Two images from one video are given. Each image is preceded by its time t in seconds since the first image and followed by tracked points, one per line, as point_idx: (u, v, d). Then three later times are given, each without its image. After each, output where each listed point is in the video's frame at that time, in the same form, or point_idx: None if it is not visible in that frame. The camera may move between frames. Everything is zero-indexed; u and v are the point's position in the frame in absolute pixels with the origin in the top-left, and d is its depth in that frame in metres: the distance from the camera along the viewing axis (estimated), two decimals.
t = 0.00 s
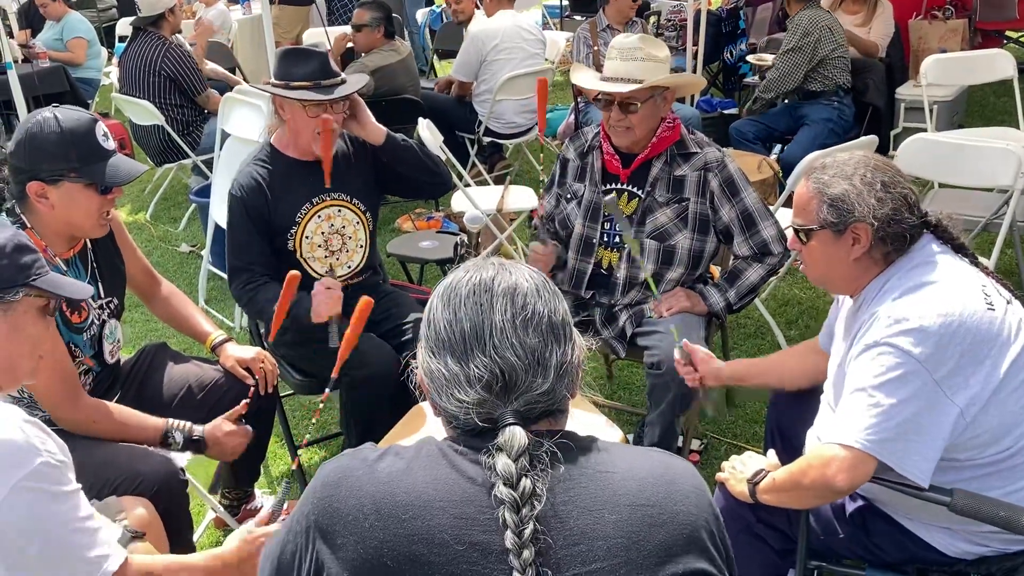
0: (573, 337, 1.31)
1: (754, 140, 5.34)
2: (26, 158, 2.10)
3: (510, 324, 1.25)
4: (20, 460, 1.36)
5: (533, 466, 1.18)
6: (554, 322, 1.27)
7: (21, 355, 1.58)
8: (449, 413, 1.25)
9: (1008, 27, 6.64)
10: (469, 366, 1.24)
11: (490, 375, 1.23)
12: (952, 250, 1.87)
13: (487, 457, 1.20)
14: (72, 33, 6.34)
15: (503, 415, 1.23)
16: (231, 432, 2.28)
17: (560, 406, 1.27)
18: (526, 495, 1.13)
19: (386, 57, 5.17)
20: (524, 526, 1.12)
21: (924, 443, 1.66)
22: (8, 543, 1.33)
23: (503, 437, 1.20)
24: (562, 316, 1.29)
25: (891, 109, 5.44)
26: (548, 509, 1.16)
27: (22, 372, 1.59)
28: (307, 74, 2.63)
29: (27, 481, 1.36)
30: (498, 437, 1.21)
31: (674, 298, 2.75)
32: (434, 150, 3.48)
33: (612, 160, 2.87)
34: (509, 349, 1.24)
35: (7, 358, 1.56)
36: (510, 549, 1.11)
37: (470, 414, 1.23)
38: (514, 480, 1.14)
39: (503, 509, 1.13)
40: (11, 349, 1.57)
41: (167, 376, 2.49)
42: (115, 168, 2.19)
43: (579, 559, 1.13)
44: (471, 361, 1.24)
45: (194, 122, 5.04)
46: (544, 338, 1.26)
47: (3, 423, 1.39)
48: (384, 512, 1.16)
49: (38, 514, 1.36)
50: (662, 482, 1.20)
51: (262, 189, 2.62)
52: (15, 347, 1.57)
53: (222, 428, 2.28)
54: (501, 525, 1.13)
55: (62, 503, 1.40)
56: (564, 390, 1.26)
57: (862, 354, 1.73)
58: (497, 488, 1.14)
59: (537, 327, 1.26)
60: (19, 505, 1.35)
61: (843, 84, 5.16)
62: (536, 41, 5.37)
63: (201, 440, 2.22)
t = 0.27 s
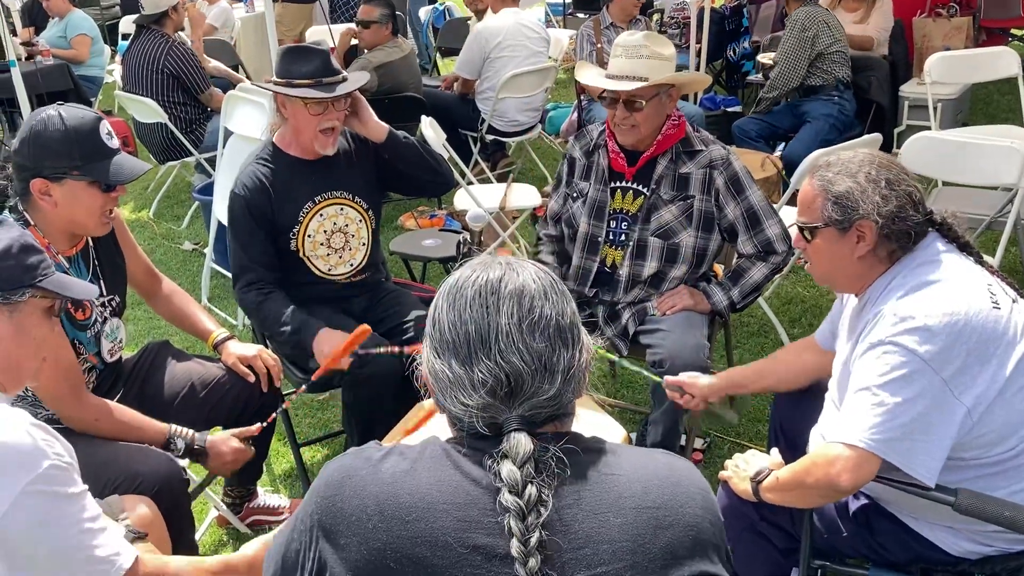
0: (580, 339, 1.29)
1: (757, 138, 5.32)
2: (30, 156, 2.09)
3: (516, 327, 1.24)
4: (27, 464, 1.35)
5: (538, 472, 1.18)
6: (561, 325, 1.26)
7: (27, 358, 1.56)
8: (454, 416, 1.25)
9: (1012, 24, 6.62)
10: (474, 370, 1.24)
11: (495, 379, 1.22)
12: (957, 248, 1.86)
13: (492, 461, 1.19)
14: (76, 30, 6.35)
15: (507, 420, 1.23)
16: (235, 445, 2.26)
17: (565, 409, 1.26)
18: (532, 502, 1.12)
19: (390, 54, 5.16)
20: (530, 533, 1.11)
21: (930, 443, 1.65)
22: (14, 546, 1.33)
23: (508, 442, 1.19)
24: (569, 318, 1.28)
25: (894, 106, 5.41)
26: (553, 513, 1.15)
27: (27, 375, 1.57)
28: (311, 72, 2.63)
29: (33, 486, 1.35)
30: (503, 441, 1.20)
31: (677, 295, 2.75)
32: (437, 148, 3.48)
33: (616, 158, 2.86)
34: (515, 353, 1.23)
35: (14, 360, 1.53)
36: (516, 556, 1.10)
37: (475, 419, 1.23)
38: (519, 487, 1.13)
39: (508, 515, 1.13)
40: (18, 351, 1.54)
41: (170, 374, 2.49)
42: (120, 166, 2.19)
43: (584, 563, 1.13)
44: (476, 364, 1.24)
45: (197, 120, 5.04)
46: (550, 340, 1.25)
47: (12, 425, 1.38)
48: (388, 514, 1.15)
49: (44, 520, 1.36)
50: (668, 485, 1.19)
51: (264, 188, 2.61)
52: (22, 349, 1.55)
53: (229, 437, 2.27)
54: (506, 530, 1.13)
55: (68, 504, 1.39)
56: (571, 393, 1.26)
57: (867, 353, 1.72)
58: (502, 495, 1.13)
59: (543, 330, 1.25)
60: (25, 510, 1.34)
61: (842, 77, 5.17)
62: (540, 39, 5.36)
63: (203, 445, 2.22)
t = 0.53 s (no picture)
0: (586, 339, 1.29)
1: (758, 136, 5.32)
2: (31, 152, 2.10)
3: (521, 328, 1.23)
4: (34, 466, 1.34)
5: (542, 474, 1.18)
6: (566, 326, 1.26)
7: (37, 360, 1.57)
8: (459, 416, 1.25)
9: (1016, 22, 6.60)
10: (478, 371, 1.23)
11: (498, 382, 1.22)
12: (965, 245, 1.85)
13: (496, 463, 1.19)
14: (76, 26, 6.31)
15: (511, 422, 1.23)
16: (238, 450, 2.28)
17: (570, 410, 1.26)
18: (535, 507, 1.12)
19: (393, 52, 5.15)
20: (533, 537, 1.12)
21: (934, 441, 1.65)
22: (21, 547, 1.33)
23: (512, 445, 1.19)
24: (575, 319, 1.27)
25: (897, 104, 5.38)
26: (556, 515, 1.15)
27: (35, 376, 1.59)
28: (312, 68, 2.62)
29: (39, 488, 1.34)
30: (507, 443, 1.20)
31: (680, 294, 2.75)
32: (440, 146, 3.48)
33: (620, 155, 2.85)
34: (518, 355, 1.23)
35: (23, 362, 1.54)
36: (519, 560, 1.11)
37: (478, 420, 1.24)
38: (523, 492, 1.13)
39: (512, 519, 1.13)
40: (29, 354, 1.55)
41: (173, 373, 2.49)
42: (120, 162, 2.19)
43: (587, 565, 1.13)
44: (480, 366, 1.24)
45: (200, 118, 5.04)
46: (555, 342, 1.24)
47: (17, 426, 1.37)
48: (391, 514, 1.15)
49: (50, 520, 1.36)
50: (674, 487, 1.19)
51: (268, 187, 2.62)
52: (33, 352, 1.56)
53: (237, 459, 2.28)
54: (510, 534, 1.13)
55: (74, 507, 1.39)
56: (575, 395, 1.25)
57: (874, 348, 1.72)
58: (505, 500, 1.13)
59: (548, 331, 1.24)
60: (32, 510, 1.34)
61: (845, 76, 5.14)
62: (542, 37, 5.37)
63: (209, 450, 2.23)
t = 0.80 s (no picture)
0: (587, 333, 1.28)
1: (761, 132, 5.31)
2: (33, 146, 2.09)
3: (521, 322, 1.23)
4: (37, 461, 1.34)
5: (542, 468, 1.17)
6: (567, 320, 1.25)
7: (43, 355, 1.57)
8: (459, 410, 1.25)
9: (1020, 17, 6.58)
10: (478, 365, 1.23)
11: (498, 376, 1.22)
12: (966, 239, 1.85)
13: (495, 456, 1.18)
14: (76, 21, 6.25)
15: (510, 416, 1.22)
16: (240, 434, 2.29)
17: (571, 404, 1.26)
18: (535, 501, 1.12)
19: (396, 47, 5.14)
20: (532, 532, 1.11)
21: (937, 434, 1.65)
22: (24, 542, 1.33)
23: (512, 439, 1.18)
24: (576, 313, 1.27)
25: (901, 99, 5.37)
26: (556, 509, 1.15)
27: (41, 371, 1.58)
28: (318, 66, 2.61)
29: (42, 482, 1.34)
30: (507, 438, 1.20)
31: (683, 289, 2.75)
32: (442, 141, 3.47)
33: (624, 149, 2.85)
34: (518, 349, 1.22)
35: (29, 357, 1.55)
36: (519, 555, 1.10)
37: (477, 414, 1.23)
38: (523, 485, 1.13)
39: (512, 513, 1.12)
40: (34, 349, 1.55)
41: (175, 368, 2.49)
42: (123, 157, 2.17)
43: (587, 560, 1.13)
44: (480, 360, 1.23)
45: (202, 113, 5.03)
46: (556, 336, 1.24)
47: (19, 421, 1.37)
48: (391, 509, 1.15)
49: (52, 515, 1.35)
50: (674, 480, 1.18)
51: (269, 180, 2.60)
52: (40, 348, 1.56)
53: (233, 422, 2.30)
54: (510, 528, 1.13)
55: (76, 502, 1.39)
56: (576, 389, 1.25)
57: (877, 343, 1.72)
58: (504, 493, 1.13)
59: (549, 325, 1.24)
60: (34, 505, 1.33)
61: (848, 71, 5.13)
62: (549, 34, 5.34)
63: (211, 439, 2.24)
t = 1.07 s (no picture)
0: (588, 333, 1.29)
1: (763, 128, 5.33)
2: (31, 147, 2.09)
3: (522, 322, 1.23)
4: (37, 459, 1.34)
5: (543, 468, 1.17)
6: (568, 320, 1.25)
7: (46, 354, 1.56)
8: (460, 410, 1.25)
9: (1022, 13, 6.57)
10: (479, 365, 1.23)
11: (499, 376, 1.22)
12: (968, 237, 1.85)
13: (496, 455, 1.19)
14: (78, 18, 6.25)
15: (512, 416, 1.23)
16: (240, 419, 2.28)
17: (572, 404, 1.26)
18: (536, 500, 1.12)
19: (398, 43, 5.13)
20: (534, 532, 1.11)
21: (938, 430, 1.65)
22: (25, 541, 1.33)
23: (513, 438, 1.19)
24: (577, 313, 1.27)
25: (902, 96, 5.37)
26: (557, 509, 1.15)
27: (43, 368, 1.58)
28: (320, 65, 2.61)
29: (42, 481, 1.34)
30: (509, 437, 1.20)
31: (685, 286, 2.74)
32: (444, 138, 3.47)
33: (624, 146, 2.84)
34: (519, 349, 1.22)
35: (31, 356, 1.54)
36: (521, 555, 1.11)
37: (479, 414, 1.24)
38: (524, 484, 1.13)
39: (513, 513, 1.13)
40: (38, 347, 1.54)
41: (176, 365, 2.49)
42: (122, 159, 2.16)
43: (588, 559, 1.13)
44: (480, 360, 1.23)
45: (204, 110, 5.03)
46: (557, 336, 1.24)
47: (20, 420, 1.36)
48: (392, 508, 1.15)
49: (52, 513, 1.35)
50: (675, 479, 1.18)
51: (267, 176, 2.60)
52: (43, 346, 1.55)
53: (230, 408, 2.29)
54: (511, 527, 1.13)
55: (75, 501, 1.39)
56: (577, 389, 1.25)
57: (879, 340, 1.72)
58: (506, 493, 1.13)
59: (550, 325, 1.24)
60: (34, 504, 1.33)
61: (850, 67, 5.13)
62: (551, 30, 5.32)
63: (208, 426, 2.24)
